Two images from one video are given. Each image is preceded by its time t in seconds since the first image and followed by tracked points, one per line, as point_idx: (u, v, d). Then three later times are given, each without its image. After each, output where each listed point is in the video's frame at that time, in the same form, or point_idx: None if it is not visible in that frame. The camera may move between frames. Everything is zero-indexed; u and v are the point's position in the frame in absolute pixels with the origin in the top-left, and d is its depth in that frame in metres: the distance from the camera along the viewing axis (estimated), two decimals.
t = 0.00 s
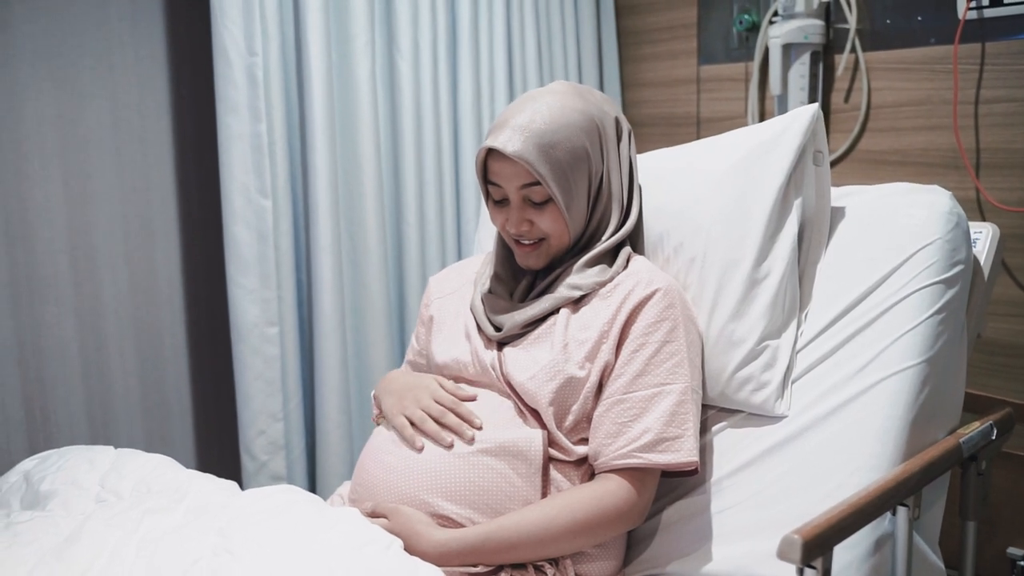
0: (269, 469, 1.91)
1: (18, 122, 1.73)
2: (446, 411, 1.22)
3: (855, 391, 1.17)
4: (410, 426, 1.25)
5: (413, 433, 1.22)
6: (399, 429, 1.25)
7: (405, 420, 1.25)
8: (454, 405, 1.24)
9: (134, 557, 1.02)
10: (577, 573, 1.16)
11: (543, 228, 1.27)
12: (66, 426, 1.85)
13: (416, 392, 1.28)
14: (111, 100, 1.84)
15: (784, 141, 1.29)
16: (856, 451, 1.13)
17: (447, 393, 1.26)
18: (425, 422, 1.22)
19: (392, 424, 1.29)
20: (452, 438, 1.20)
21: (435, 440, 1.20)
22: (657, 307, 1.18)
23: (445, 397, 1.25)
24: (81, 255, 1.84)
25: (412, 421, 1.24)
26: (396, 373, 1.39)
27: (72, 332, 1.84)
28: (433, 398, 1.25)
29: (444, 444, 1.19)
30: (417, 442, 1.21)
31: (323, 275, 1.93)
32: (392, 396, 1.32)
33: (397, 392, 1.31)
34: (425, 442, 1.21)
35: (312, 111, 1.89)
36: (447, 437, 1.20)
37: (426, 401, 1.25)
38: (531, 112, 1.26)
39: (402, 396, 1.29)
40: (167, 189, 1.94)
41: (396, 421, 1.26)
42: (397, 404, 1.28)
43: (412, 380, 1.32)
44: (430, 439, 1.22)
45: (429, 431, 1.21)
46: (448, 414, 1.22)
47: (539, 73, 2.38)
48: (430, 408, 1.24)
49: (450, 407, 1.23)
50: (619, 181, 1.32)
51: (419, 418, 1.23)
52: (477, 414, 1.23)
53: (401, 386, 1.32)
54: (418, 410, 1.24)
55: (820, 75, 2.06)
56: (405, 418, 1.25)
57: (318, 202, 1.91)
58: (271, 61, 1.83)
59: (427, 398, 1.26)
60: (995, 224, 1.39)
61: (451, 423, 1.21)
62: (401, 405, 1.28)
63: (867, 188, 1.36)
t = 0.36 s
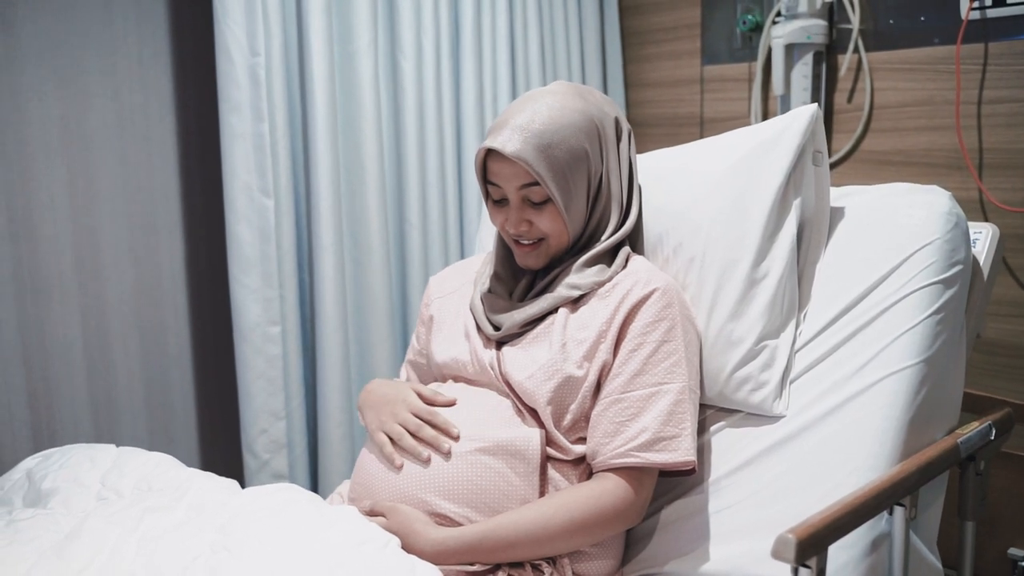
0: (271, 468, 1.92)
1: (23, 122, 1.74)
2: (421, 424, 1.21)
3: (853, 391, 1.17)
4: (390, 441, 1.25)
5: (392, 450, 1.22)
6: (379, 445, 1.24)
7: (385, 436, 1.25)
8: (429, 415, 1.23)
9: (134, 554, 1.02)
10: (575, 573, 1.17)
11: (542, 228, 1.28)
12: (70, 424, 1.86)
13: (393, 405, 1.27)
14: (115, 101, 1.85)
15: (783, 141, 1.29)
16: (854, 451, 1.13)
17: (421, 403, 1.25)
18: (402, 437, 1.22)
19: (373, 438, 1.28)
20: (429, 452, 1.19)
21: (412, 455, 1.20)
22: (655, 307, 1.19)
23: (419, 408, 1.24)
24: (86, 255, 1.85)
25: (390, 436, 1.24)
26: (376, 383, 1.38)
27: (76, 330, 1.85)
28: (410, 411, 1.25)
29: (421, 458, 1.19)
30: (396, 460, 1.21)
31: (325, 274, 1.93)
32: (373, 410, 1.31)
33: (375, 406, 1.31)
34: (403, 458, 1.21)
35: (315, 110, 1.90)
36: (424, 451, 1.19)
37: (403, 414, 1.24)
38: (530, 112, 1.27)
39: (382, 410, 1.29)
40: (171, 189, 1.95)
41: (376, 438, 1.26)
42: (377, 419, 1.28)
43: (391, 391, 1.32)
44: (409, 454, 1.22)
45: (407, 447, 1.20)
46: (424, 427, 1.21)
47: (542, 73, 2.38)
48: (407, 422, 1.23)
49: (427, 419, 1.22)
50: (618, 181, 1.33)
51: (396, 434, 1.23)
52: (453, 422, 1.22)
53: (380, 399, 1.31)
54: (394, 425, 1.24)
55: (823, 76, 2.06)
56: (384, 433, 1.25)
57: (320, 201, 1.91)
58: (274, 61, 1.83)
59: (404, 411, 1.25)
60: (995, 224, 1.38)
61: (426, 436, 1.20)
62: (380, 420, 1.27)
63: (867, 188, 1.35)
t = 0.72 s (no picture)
0: (275, 467, 1.92)
1: (29, 122, 1.75)
2: (405, 434, 1.21)
3: (853, 392, 1.17)
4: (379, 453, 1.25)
5: (379, 462, 1.22)
6: (367, 458, 1.25)
7: (372, 448, 1.25)
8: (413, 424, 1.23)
9: (134, 552, 1.03)
10: (573, 573, 1.17)
11: (541, 228, 1.28)
12: (75, 423, 1.87)
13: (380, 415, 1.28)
14: (120, 101, 1.86)
15: (784, 141, 1.29)
16: (852, 453, 1.13)
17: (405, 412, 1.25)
18: (388, 449, 1.22)
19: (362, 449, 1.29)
20: (414, 461, 1.20)
21: (399, 467, 1.20)
22: (654, 308, 1.18)
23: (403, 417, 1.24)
24: (91, 254, 1.86)
25: (377, 448, 1.24)
26: (362, 392, 1.38)
27: (81, 329, 1.86)
28: (394, 421, 1.25)
29: (407, 469, 1.19)
30: (383, 472, 1.21)
31: (328, 273, 1.94)
32: (361, 421, 1.32)
33: (362, 418, 1.31)
34: (390, 470, 1.21)
35: (318, 111, 1.90)
36: (409, 461, 1.20)
37: (388, 425, 1.25)
38: (530, 112, 1.27)
39: (369, 421, 1.29)
40: (175, 189, 1.95)
41: (364, 451, 1.26)
42: (365, 431, 1.28)
43: (377, 401, 1.32)
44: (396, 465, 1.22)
45: (393, 459, 1.21)
46: (409, 437, 1.21)
47: (545, 73, 2.38)
48: (391, 433, 1.23)
49: (411, 429, 1.22)
50: (618, 181, 1.33)
51: (382, 445, 1.23)
52: (437, 428, 1.22)
53: (366, 409, 1.31)
54: (380, 436, 1.24)
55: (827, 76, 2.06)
56: (371, 445, 1.26)
57: (323, 201, 1.92)
58: (277, 62, 1.84)
59: (389, 422, 1.25)
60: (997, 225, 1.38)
61: (411, 447, 1.20)
62: (367, 432, 1.28)
63: (868, 189, 1.35)
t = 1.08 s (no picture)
0: (280, 466, 1.93)
1: (37, 121, 1.76)
2: (391, 444, 1.21)
3: (854, 393, 1.16)
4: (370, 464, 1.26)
5: (369, 474, 1.23)
6: (359, 469, 1.25)
7: (363, 459, 1.25)
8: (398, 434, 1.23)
9: (134, 548, 1.03)
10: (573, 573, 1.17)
11: (542, 228, 1.28)
12: (82, 421, 1.88)
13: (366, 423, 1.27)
14: (127, 101, 1.87)
15: (786, 141, 1.28)
16: (853, 454, 1.12)
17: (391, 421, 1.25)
18: (377, 460, 1.22)
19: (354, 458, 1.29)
20: (401, 472, 1.20)
21: (386, 479, 1.20)
22: (655, 308, 1.18)
23: (389, 427, 1.24)
24: (97, 253, 1.87)
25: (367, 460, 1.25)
26: (353, 397, 1.38)
27: (87, 327, 1.87)
28: (381, 430, 1.25)
29: (395, 480, 1.19)
30: (373, 486, 1.22)
31: (332, 272, 1.94)
32: (351, 429, 1.32)
33: (351, 426, 1.31)
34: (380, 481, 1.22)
35: (323, 110, 1.91)
36: (396, 472, 1.20)
37: (375, 435, 1.24)
38: (531, 112, 1.27)
39: (357, 429, 1.29)
40: (181, 188, 1.96)
41: (356, 462, 1.27)
42: (355, 440, 1.28)
43: (366, 408, 1.31)
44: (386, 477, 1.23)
45: (381, 470, 1.21)
46: (395, 448, 1.21)
47: (551, 73, 2.38)
48: (379, 443, 1.23)
49: (398, 438, 1.22)
50: (619, 182, 1.32)
51: (371, 457, 1.23)
52: (428, 433, 1.22)
53: (355, 416, 1.31)
54: (369, 447, 1.24)
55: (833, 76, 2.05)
56: (361, 456, 1.26)
57: (328, 201, 1.92)
58: (283, 61, 1.84)
59: (376, 431, 1.25)
60: (1001, 226, 1.37)
61: (398, 457, 1.20)
62: (356, 442, 1.28)
63: (871, 189, 1.35)
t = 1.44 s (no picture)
0: (283, 465, 1.93)
1: (42, 121, 1.77)
2: (379, 455, 1.22)
3: (854, 395, 1.16)
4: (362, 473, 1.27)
5: (361, 484, 1.24)
6: (352, 479, 1.26)
7: (354, 469, 1.26)
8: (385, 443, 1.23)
9: (132, 547, 1.04)
10: (571, 573, 1.17)
11: (543, 228, 1.28)
12: (86, 419, 1.89)
13: (356, 433, 1.28)
14: (132, 101, 1.88)
15: (786, 142, 1.28)
16: (852, 456, 1.12)
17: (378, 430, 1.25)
18: (367, 470, 1.23)
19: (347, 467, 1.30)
20: (390, 480, 1.21)
21: (377, 489, 1.21)
22: (654, 308, 1.18)
23: (376, 436, 1.24)
24: (102, 252, 1.87)
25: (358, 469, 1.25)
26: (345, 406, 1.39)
27: (92, 327, 1.88)
28: (369, 440, 1.25)
29: (385, 490, 1.20)
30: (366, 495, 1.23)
31: (335, 273, 1.94)
32: (342, 439, 1.32)
33: (342, 436, 1.32)
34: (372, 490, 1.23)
35: (327, 110, 1.91)
36: (385, 481, 1.21)
37: (364, 445, 1.25)
38: (531, 112, 1.27)
39: (348, 439, 1.30)
40: (186, 189, 1.97)
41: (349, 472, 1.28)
42: (346, 449, 1.29)
43: (355, 417, 1.32)
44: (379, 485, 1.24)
45: (371, 481, 1.22)
46: (383, 458, 1.21)
47: (554, 73, 2.38)
48: (368, 453, 1.24)
49: (386, 448, 1.23)
50: (620, 181, 1.33)
51: (361, 467, 1.24)
52: (426, 434, 1.22)
53: (345, 426, 1.32)
54: (359, 458, 1.25)
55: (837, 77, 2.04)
56: (352, 466, 1.27)
57: (331, 201, 1.92)
58: (287, 62, 1.85)
59: (364, 442, 1.25)
60: (1002, 227, 1.36)
61: (386, 467, 1.21)
62: (347, 451, 1.29)
63: (871, 190, 1.35)
